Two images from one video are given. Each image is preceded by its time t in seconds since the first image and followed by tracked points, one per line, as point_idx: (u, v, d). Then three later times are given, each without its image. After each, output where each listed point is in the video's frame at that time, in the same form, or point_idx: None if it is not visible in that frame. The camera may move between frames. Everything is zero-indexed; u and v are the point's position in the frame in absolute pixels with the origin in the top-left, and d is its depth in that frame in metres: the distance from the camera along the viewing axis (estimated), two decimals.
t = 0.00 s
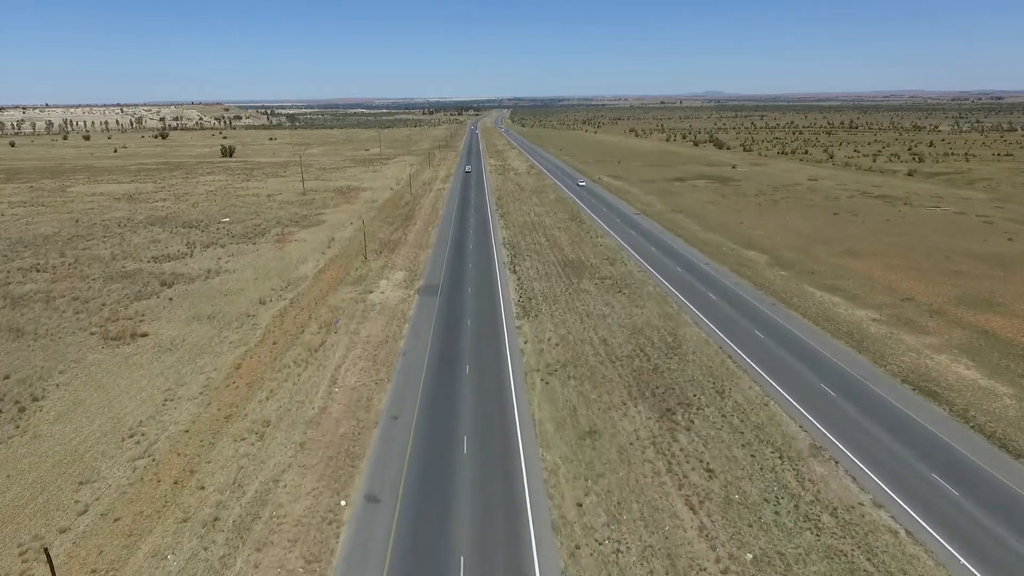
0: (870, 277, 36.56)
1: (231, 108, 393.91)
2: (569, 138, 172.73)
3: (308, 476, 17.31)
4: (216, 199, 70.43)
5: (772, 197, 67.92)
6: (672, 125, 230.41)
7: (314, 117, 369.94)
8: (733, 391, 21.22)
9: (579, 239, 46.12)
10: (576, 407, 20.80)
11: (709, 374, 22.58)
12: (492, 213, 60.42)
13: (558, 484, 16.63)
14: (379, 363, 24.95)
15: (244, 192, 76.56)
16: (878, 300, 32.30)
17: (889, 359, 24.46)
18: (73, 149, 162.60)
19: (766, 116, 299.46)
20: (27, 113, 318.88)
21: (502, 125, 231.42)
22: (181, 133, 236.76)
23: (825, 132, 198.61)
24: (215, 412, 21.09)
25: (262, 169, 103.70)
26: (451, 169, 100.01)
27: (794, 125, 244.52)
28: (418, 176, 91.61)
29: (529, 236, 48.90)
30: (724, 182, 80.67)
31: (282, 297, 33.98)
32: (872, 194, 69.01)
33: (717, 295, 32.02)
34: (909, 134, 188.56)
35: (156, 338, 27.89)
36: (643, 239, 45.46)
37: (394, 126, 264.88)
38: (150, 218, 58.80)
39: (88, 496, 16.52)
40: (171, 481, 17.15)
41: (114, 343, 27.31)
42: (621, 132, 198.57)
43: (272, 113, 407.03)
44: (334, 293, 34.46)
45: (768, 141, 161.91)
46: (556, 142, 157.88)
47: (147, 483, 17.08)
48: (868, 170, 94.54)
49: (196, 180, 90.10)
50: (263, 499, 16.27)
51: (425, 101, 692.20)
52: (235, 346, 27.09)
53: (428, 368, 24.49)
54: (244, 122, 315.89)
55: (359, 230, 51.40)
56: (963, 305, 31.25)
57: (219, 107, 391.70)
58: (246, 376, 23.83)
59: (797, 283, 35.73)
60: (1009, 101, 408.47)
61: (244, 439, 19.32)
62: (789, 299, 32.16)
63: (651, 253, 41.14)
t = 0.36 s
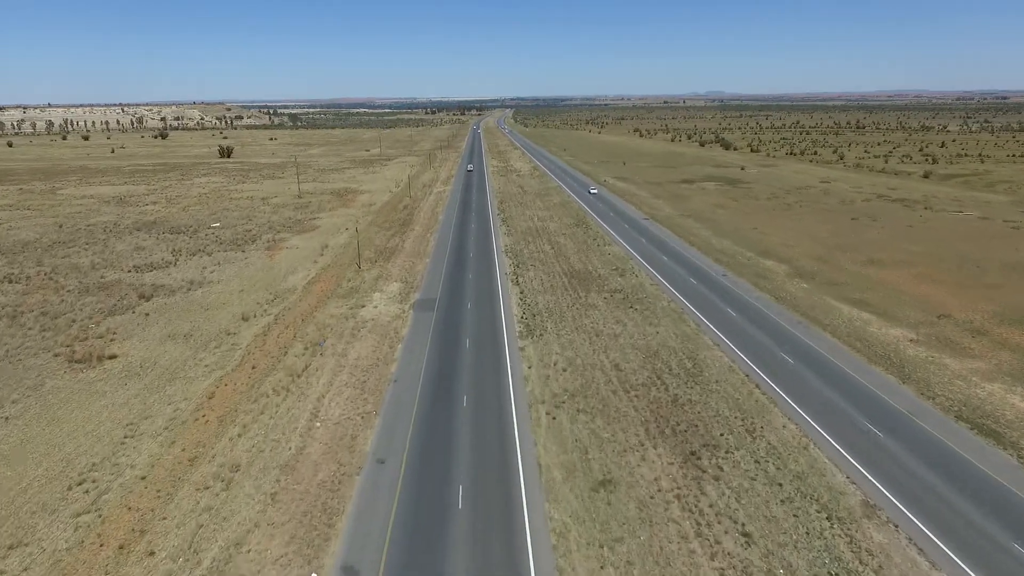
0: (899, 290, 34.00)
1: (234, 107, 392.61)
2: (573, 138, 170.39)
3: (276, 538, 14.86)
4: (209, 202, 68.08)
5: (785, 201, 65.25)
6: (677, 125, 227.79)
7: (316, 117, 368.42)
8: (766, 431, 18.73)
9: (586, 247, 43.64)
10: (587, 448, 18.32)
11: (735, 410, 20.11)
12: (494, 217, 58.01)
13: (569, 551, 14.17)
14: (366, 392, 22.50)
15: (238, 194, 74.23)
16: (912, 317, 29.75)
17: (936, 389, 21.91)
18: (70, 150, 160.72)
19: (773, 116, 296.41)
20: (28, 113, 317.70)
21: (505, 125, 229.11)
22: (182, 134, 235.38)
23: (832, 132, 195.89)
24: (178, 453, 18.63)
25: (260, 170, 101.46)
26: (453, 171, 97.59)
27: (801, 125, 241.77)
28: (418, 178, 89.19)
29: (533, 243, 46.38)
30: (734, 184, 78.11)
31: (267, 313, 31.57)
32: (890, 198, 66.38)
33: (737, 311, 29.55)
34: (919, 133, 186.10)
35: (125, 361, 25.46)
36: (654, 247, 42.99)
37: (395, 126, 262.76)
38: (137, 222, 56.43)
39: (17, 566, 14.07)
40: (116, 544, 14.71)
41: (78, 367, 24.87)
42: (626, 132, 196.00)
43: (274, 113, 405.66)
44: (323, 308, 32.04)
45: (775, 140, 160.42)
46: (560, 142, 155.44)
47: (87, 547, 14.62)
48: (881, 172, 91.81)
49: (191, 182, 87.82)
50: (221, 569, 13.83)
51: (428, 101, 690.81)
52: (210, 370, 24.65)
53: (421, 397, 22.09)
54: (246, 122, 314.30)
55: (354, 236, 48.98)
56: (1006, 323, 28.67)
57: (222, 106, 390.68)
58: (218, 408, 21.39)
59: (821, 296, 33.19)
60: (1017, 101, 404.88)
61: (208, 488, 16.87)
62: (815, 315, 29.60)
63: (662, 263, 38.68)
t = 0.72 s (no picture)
0: (964, 309, 30.74)
1: (262, 107, 396.30)
2: (599, 138, 167.23)
3: None
4: (227, 204, 66.74)
5: (825, 206, 61.61)
6: (706, 125, 222.73)
7: (342, 117, 370.33)
8: (831, 490, 16.00)
9: (614, 256, 40.92)
10: (620, 506, 15.77)
11: (792, 459, 17.35)
12: (517, 223, 55.51)
13: None
14: (371, 425, 20.23)
15: (257, 196, 72.88)
16: (982, 342, 26.56)
17: None
18: (101, 150, 162.63)
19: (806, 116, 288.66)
20: (64, 112, 324.88)
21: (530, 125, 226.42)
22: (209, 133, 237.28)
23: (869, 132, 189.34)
24: (155, 497, 16.52)
25: (281, 171, 100.45)
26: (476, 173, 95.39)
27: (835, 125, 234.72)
28: (440, 180, 87.16)
29: (557, 251, 43.83)
30: (769, 188, 74.54)
31: (273, 327, 29.57)
32: (939, 203, 62.32)
33: (784, 334, 26.65)
34: (962, 134, 178.68)
35: (115, 381, 23.56)
36: (687, 258, 40.04)
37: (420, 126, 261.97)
38: (153, 225, 55.19)
39: None
40: None
41: (64, 387, 23.01)
42: (654, 132, 191.92)
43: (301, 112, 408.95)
44: (331, 322, 29.93)
45: (810, 142, 155.15)
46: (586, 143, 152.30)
47: None
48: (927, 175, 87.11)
49: (211, 182, 86.90)
50: None
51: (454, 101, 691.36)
52: (204, 393, 22.64)
53: (432, 433, 19.76)
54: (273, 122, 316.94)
55: (370, 242, 46.95)
56: None
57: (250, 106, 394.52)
58: (207, 440, 19.28)
59: (876, 315, 30.10)
60: None
61: (182, 543, 14.72)
62: (873, 339, 26.53)
63: (697, 275, 35.80)
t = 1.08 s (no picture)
0: (1012, 329, 27.99)
1: (270, 107, 395.48)
2: (609, 138, 164.51)
3: None
4: (224, 207, 64.65)
5: (847, 211, 58.70)
6: (717, 125, 219.29)
7: (350, 117, 369.78)
8: (892, 565, 13.45)
9: (625, 265, 38.37)
10: None
11: (841, 520, 14.78)
12: (523, 227, 53.01)
13: None
14: (353, 467, 17.79)
15: (256, 198, 70.83)
16: None
17: None
18: (105, 150, 161.72)
19: (818, 116, 284.29)
20: (73, 112, 325.97)
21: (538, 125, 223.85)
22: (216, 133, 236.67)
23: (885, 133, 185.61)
24: (95, 560, 14.17)
25: (284, 172, 98.47)
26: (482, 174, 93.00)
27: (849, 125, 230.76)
28: (445, 181, 84.79)
29: (565, 259, 41.30)
30: (786, 192, 71.70)
31: (256, 345, 27.27)
32: (967, 207, 59.31)
33: (818, 359, 23.98)
34: (980, 134, 174.48)
35: (74, 410, 21.25)
36: (705, 267, 37.38)
37: (427, 125, 260.03)
38: (145, 229, 53.18)
39: None
40: None
41: (17, 417, 20.74)
42: (663, 132, 188.83)
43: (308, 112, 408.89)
44: (320, 340, 27.59)
45: (824, 142, 151.85)
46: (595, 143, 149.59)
47: None
48: (950, 176, 83.99)
49: (211, 184, 85.02)
50: None
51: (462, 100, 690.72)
52: (171, 424, 20.31)
53: (422, 479, 17.26)
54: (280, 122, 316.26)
55: (368, 249, 44.64)
56: None
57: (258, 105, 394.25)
58: (165, 485, 16.89)
59: (915, 334, 27.43)
60: None
61: None
62: (916, 363, 23.85)
63: (716, 288, 33.15)
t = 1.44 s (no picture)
0: None
1: (270, 106, 392.71)
2: (611, 138, 162.30)
3: None
4: (211, 210, 62.29)
5: (861, 215, 56.21)
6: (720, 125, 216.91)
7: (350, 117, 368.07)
8: None
9: (630, 276, 35.86)
10: None
11: None
12: (522, 233, 50.51)
13: None
14: (319, 525, 15.32)
15: (246, 201, 68.52)
16: None
17: None
18: (100, 151, 159.52)
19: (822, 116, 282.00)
20: (72, 112, 324.55)
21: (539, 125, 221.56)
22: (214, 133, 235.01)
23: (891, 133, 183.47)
24: None
25: (278, 173, 96.18)
26: (481, 175, 90.71)
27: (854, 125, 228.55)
28: (443, 183, 82.44)
29: (566, 268, 38.87)
30: (795, 194, 69.25)
31: (226, 368, 24.82)
32: (986, 211, 56.81)
33: (845, 385, 21.72)
34: (987, 134, 172.37)
35: (10, 449, 18.81)
36: (716, 278, 34.85)
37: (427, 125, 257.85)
38: (125, 234, 50.79)
39: None
40: None
41: None
42: (666, 132, 186.48)
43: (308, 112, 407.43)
44: (296, 362, 25.13)
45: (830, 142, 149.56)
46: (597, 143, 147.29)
47: None
48: (963, 178, 81.53)
49: (202, 186, 82.81)
50: None
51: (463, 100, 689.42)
52: (117, 467, 17.87)
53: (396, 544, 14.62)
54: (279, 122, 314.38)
55: (357, 257, 42.21)
56: None
57: (258, 105, 392.06)
58: (97, 548, 14.45)
59: (951, 354, 24.90)
60: None
61: None
62: (959, 391, 21.31)
63: (730, 302, 30.61)
